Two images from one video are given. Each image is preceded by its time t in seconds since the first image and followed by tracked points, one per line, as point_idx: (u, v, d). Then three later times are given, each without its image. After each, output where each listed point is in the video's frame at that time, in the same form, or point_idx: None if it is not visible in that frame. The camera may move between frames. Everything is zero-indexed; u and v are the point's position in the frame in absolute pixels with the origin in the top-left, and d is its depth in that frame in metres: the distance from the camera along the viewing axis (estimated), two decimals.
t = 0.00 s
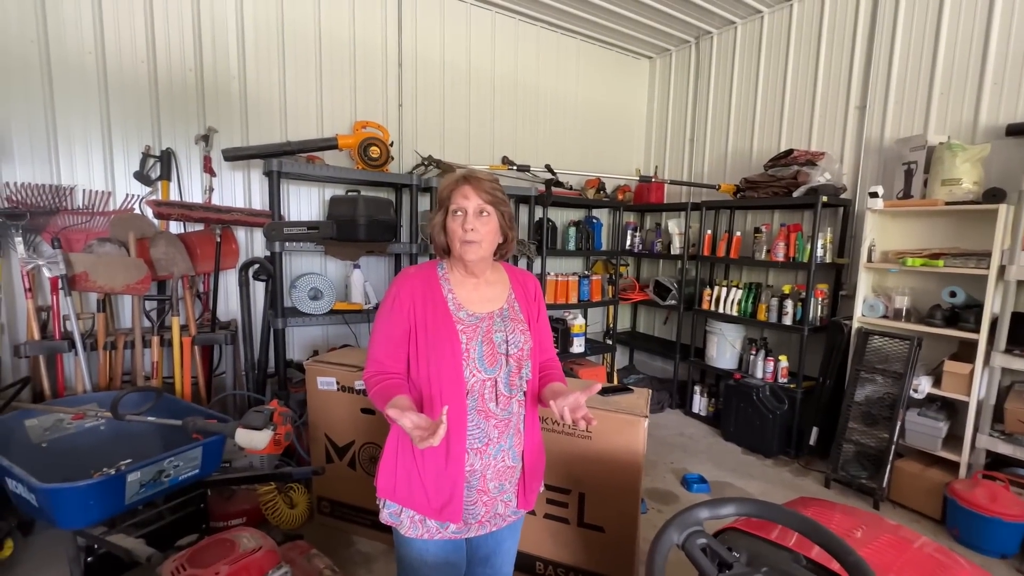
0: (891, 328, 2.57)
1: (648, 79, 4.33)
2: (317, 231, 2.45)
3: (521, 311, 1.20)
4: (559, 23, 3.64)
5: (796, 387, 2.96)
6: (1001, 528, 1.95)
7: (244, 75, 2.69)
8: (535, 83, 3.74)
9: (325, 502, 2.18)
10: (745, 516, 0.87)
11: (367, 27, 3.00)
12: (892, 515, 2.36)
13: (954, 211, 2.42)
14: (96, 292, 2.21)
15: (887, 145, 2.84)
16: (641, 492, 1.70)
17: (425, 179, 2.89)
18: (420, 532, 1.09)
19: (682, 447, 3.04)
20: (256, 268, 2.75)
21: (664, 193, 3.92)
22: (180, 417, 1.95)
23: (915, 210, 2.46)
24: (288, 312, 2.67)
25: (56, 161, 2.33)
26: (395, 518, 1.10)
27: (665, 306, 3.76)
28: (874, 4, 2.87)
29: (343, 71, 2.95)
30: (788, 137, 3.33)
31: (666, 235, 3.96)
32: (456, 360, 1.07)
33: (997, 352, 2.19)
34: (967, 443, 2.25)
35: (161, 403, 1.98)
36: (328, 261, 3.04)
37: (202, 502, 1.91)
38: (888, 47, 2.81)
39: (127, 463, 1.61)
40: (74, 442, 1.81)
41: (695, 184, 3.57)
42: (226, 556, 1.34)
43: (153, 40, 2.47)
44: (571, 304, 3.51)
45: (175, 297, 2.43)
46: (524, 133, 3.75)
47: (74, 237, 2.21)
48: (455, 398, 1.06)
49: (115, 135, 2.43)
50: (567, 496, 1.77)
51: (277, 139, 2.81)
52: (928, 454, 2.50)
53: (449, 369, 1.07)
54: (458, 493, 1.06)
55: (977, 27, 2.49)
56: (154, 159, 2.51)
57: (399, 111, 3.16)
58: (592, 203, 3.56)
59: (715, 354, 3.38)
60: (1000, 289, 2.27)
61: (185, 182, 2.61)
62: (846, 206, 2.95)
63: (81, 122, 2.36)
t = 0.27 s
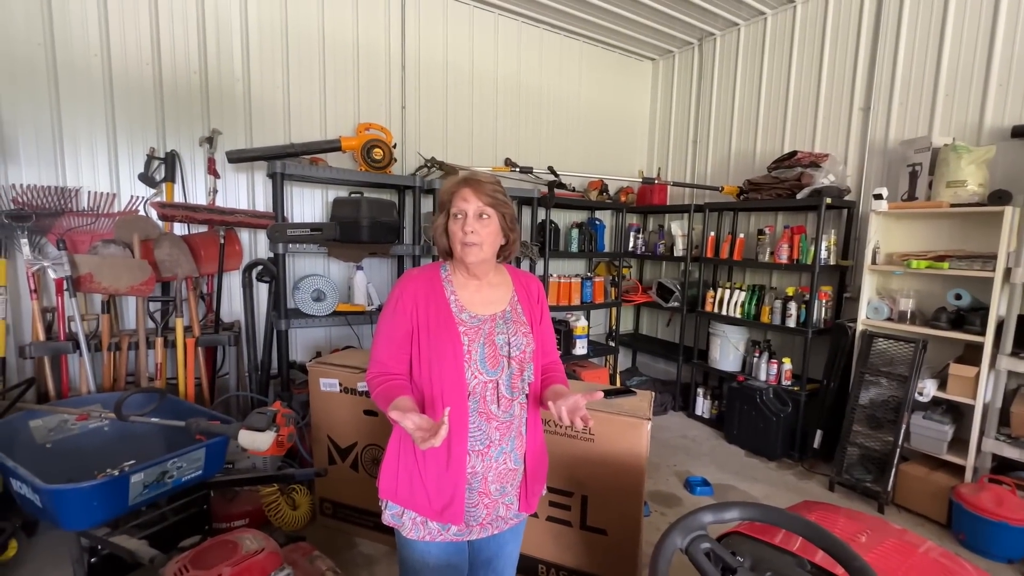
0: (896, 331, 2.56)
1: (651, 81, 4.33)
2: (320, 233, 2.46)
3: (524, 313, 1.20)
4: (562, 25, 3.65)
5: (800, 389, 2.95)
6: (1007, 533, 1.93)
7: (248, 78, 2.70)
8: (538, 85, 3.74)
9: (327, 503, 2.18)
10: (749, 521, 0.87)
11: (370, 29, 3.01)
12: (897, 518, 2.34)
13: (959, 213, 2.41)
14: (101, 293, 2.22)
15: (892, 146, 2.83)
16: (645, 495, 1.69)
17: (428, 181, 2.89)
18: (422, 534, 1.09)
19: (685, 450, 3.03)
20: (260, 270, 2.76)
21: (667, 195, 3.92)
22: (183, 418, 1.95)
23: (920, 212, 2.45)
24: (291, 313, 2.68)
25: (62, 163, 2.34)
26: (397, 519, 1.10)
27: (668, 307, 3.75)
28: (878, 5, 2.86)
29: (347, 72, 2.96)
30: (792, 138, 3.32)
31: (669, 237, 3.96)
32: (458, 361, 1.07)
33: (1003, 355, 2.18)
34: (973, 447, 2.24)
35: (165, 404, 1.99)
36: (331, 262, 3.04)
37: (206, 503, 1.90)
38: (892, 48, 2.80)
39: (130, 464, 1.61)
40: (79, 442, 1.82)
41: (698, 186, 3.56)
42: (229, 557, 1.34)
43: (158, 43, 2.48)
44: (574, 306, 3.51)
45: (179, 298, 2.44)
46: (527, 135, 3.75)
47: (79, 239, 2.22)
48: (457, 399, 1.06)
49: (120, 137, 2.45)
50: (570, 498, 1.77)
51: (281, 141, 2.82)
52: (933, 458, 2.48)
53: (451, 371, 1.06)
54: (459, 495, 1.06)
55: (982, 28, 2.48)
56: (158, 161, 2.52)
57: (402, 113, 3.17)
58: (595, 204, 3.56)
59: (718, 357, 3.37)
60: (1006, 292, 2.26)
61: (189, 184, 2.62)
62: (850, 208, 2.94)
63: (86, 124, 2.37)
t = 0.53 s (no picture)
0: (898, 333, 2.55)
1: (653, 82, 4.33)
2: (322, 234, 2.46)
3: (524, 314, 1.20)
4: (563, 26, 3.65)
5: (802, 391, 2.94)
6: (1011, 536, 1.92)
7: (251, 79, 2.71)
8: (540, 87, 3.74)
9: (328, 504, 2.18)
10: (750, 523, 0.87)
11: (372, 30, 3.02)
12: (900, 521, 2.33)
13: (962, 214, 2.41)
14: (103, 294, 2.23)
15: (894, 147, 2.82)
16: (646, 497, 1.69)
17: (430, 182, 2.89)
18: (422, 534, 1.08)
19: (687, 451, 3.02)
20: (261, 271, 2.76)
21: (669, 196, 3.92)
22: (185, 419, 1.96)
23: (923, 213, 2.44)
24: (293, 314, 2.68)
25: (65, 164, 2.35)
26: (397, 519, 1.10)
27: (670, 309, 3.74)
28: (880, 6, 2.86)
29: (349, 74, 2.97)
30: (794, 139, 3.32)
31: (671, 238, 3.95)
32: (458, 361, 1.07)
33: (1007, 357, 2.17)
34: (977, 449, 2.23)
35: (167, 405, 2.00)
36: (333, 263, 3.05)
37: (207, 504, 1.91)
38: (895, 49, 2.80)
39: (132, 464, 1.61)
40: (81, 442, 1.82)
41: (700, 187, 3.56)
42: (230, 558, 1.34)
43: (160, 45, 2.49)
44: (575, 307, 3.51)
45: (181, 299, 2.45)
46: (528, 136, 3.75)
47: (82, 240, 2.22)
48: (456, 399, 1.06)
49: (123, 139, 2.46)
50: (571, 500, 1.76)
51: (283, 142, 2.83)
52: (936, 460, 2.47)
53: (451, 370, 1.06)
54: (458, 495, 1.06)
55: (984, 29, 2.48)
56: (161, 162, 2.53)
57: (404, 114, 3.18)
58: (596, 206, 3.56)
59: (720, 358, 3.36)
60: (1010, 293, 2.25)
61: (192, 185, 2.62)
62: (852, 209, 2.93)
63: (89, 125, 2.38)
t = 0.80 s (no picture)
0: (900, 335, 2.55)
1: (654, 84, 4.33)
2: (323, 236, 2.47)
3: (524, 316, 1.20)
4: (564, 28, 3.66)
5: (804, 393, 2.94)
6: (1015, 539, 1.91)
7: (253, 82, 2.72)
8: (541, 88, 3.75)
9: (329, 506, 2.17)
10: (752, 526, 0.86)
11: (373, 33, 3.02)
12: (902, 524, 2.33)
13: (964, 216, 2.40)
14: (106, 295, 2.23)
15: (896, 149, 2.82)
16: (647, 499, 1.68)
17: (431, 184, 2.90)
18: (422, 535, 1.08)
19: (689, 454, 3.02)
20: (263, 272, 2.77)
21: (670, 198, 3.92)
22: (186, 420, 1.96)
23: (924, 215, 2.44)
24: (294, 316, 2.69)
25: (67, 166, 2.35)
26: (398, 520, 1.10)
27: (671, 310, 3.74)
28: (881, 8, 2.86)
29: (350, 76, 2.97)
30: (795, 141, 3.32)
31: (672, 240, 3.95)
32: (458, 363, 1.07)
33: (1010, 359, 2.16)
34: (980, 451, 2.22)
35: (168, 406, 2.00)
36: (334, 265, 3.05)
37: (208, 506, 1.91)
38: (896, 51, 2.79)
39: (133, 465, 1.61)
40: (83, 444, 1.83)
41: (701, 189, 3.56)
42: (231, 560, 1.34)
43: (163, 47, 2.50)
44: (576, 309, 3.51)
45: (183, 300, 2.45)
46: (529, 138, 3.75)
47: (84, 241, 2.23)
48: (457, 401, 1.06)
49: (126, 141, 2.46)
50: (571, 502, 1.76)
51: (284, 144, 2.84)
52: (939, 463, 2.46)
53: (451, 372, 1.06)
54: (458, 496, 1.06)
55: (986, 31, 2.48)
56: (163, 164, 2.53)
57: (405, 116, 3.18)
58: (598, 207, 3.56)
59: (721, 360, 3.35)
60: (1013, 295, 2.24)
61: (194, 187, 2.63)
62: (854, 211, 2.93)
63: (92, 127, 2.39)
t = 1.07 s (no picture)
0: (902, 337, 2.54)
1: (654, 86, 4.33)
2: (324, 238, 2.47)
3: (526, 318, 1.20)
4: (565, 31, 3.66)
5: (805, 396, 2.93)
6: (1018, 543, 1.90)
7: (255, 84, 2.72)
8: (542, 91, 3.75)
9: (329, 508, 2.17)
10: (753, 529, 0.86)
11: (375, 36, 3.03)
12: (905, 527, 2.32)
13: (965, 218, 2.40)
14: (107, 297, 2.24)
15: (897, 151, 2.82)
16: (648, 502, 1.68)
17: (433, 186, 2.90)
18: (423, 537, 1.08)
19: (690, 456, 3.01)
20: (264, 274, 2.77)
21: (670, 200, 3.92)
22: (187, 422, 1.96)
23: (926, 217, 2.44)
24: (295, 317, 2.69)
25: (70, 168, 2.36)
26: (399, 522, 1.10)
27: (672, 313, 3.73)
28: (882, 11, 2.86)
29: (352, 79, 2.98)
30: (796, 143, 3.32)
31: (673, 242, 3.95)
32: (460, 365, 1.07)
33: (1012, 361, 2.16)
34: (982, 454, 2.22)
35: (169, 408, 2.00)
36: (335, 267, 3.05)
37: (208, 508, 1.91)
38: (897, 53, 2.80)
39: (134, 467, 1.62)
40: (84, 445, 1.83)
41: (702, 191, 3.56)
42: (231, 562, 1.34)
43: (165, 50, 2.51)
44: (577, 311, 3.51)
45: (184, 302, 2.45)
46: (530, 140, 3.76)
47: (86, 244, 2.23)
48: (459, 403, 1.06)
49: (128, 143, 2.47)
50: (572, 505, 1.76)
51: (286, 146, 2.84)
52: (940, 465, 2.46)
53: (453, 374, 1.07)
54: (460, 498, 1.06)
55: (987, 33, 2.48)
56: (165, 166, 2.54)
57: (406, 119, 3.19)
58: (598, 209, 3.56)
59: (722, 362, 3.35)
60: (1014, 297, 2.24)
61: (196, 190, 2.64)
62: (855, 213, 2.93)
63: (95, 130, 2.40)
